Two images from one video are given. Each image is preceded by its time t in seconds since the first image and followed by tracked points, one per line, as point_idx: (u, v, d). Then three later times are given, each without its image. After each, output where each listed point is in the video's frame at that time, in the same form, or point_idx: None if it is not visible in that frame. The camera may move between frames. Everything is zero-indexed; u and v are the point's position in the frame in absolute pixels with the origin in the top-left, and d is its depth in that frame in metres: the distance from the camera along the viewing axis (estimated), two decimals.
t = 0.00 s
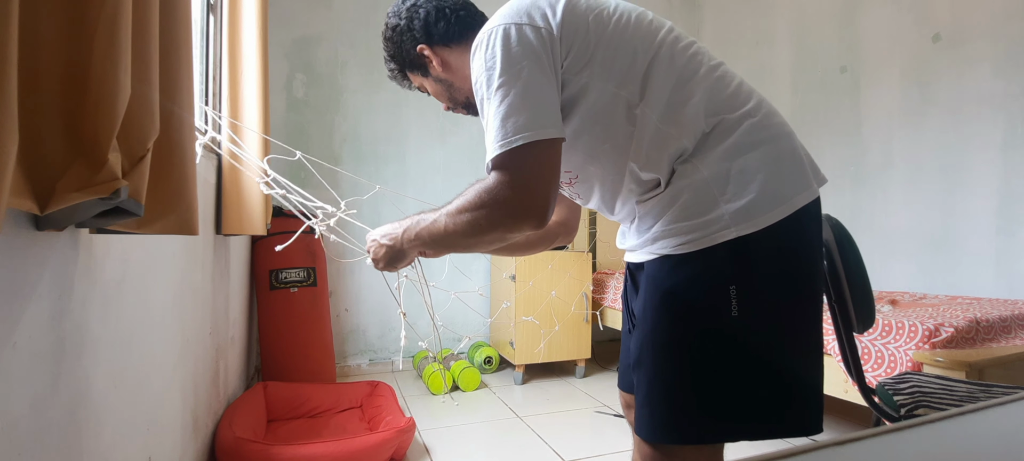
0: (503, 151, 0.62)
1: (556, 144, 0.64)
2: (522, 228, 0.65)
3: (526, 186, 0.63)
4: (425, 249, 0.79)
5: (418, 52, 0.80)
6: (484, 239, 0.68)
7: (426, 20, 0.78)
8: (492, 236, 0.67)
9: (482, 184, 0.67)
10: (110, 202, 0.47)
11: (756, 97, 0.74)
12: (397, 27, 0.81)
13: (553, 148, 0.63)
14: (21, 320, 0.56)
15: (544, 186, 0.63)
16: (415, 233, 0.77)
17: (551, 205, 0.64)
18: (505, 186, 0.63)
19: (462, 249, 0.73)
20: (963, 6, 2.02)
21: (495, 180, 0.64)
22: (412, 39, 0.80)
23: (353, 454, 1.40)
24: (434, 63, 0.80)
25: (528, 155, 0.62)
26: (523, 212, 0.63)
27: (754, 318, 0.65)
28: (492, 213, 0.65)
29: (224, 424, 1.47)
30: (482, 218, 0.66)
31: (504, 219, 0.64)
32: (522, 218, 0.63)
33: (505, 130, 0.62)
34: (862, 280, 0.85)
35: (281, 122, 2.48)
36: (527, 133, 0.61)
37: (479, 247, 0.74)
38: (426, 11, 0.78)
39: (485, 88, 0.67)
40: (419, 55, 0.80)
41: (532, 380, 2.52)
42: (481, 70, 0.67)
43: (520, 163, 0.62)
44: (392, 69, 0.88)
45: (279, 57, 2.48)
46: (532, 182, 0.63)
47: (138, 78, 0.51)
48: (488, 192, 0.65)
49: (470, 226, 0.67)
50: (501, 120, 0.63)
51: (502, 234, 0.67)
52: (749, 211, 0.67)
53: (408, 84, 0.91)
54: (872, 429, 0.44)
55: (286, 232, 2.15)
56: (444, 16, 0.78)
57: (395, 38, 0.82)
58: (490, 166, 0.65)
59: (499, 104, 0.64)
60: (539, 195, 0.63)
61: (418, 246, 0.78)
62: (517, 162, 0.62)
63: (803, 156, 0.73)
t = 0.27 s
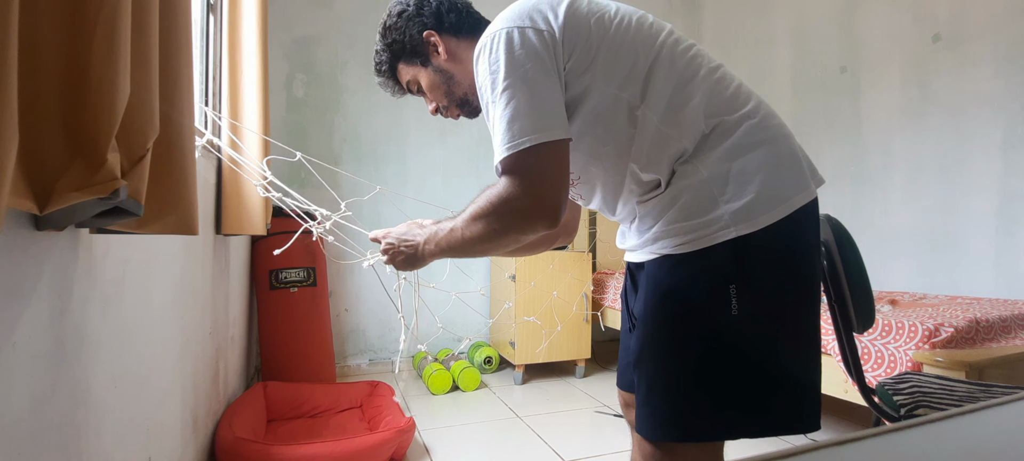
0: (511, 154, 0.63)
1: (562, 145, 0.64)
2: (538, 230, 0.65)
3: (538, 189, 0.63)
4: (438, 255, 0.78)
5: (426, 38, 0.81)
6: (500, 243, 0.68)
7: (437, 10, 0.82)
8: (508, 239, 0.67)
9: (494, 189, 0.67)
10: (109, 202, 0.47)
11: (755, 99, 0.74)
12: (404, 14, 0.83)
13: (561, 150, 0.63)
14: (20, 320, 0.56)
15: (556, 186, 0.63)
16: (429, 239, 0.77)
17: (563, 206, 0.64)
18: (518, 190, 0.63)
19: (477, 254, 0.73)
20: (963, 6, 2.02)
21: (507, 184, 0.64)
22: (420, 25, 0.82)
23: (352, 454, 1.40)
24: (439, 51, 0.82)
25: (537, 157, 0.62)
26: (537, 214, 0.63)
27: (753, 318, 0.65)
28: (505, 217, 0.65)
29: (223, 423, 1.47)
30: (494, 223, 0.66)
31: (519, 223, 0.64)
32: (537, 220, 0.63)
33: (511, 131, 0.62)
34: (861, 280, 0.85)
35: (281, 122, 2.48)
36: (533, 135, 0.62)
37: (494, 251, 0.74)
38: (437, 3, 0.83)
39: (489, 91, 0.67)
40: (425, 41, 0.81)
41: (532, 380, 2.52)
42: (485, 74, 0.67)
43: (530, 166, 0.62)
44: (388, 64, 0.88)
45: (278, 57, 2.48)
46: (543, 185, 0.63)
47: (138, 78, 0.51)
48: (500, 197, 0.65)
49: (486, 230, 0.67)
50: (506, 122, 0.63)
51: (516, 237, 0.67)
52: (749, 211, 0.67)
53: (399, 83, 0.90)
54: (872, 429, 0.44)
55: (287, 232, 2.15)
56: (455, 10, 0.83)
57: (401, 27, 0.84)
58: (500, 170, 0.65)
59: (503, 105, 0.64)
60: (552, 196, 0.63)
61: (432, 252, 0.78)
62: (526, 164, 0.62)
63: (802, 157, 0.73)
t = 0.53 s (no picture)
0: (513, 156, 0.63)
1: (563, 147, 0.64)
2: (540, 232, 0.65)
3: (541, 191, 0.63)
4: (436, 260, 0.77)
5: (427, 38, 0.81)
6: (502, 246, 0.68)
7: (439, 10, 0.83)
8: (510, 242, 0.67)
9: (497, 193, 0.66)
10: (109, 202, 0.47)
11: (755, 100, 0.74)
12: (405, 14, 0.84)
13: (561, 152, 0.63)
14: (21, 320, 0.57)
15: (559, 189, 0.63)
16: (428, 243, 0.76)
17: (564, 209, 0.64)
18: (521, 193, 0.63)
19: (479, 259, 0.73)
20: (962, 6, 2.02)
21: (509, 188, 0.64)
22: (421, 25, 0.82)
23: (353, 454, 1.40)
24: (441, 50, 0.82)
25: (540, 160, 0.62)
26: (540, 216, 0.63)
27: (754, 318, 0.65)
28: (507, 220, 0.64)
29: (223, 423, 1.47)
30: (496, 226, 0.66)
31: (522, 225, 0.64)
32: (540, 222, 0.63)
33: (512, 134, 0.63)
34: (862, 280, 0.85)
35: (281, 122, 2.48)
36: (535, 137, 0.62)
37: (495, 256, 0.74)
38: (439, 3, 0.83)
39: (491, 93, 0.67)
40: (426, 40, 0.81)
41: (532, 380, 2.52)
42: (487, 76, 0.67)
43: (532, 168, 0.63)
44: (387, 65, 0.88)
45: (278, 57, 2.48)
46: (545, 187, 0.63)
47: (137, 79, 0.51)
48: (503, 200, 0.65)
49: (488, 234, 0.67)
50: (508, 124, 0.63)
51: (518, 240, 0.67)
52: (749, 212, 0.66)
53: (399, 84, 0.91)
54: (871, 429, 0.43)
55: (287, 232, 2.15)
56: (457, 10, 0.84)
57: (402, 27, 0.84)
58: (502, 172, 0.65)
59: (505, 108, 0.64)
60: (554, 199, 0.63)
61: (430, 256, 0.77)
62: (528, 166, 0.63)
63: (802, 158, 0.73)
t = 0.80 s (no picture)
0: (513, 156, 0.63)
1: (564, 147, 0.64)
2: (539, 232, 0.65)
3: (539, 189, 0.63)
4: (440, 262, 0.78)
5: (430, 39, 0.82)
6: (502, 245, 0.68)
7: (441, 12, 0.83)
8: (510, 242, 0.67)
9: (496, 192, 0.66)
10: (109, 202, 0.47)
11: (757, 100, 0.74)
12: (407, 15, 0.84)
13: (562, 152, 0.63)
14: (21, 320, 0.57)
15: (557, 186, 0.63)
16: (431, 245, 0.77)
17: (563, 209, 0.64)
18: (519, 192, 0.63)
19: (478, 258, 0.73)
20: (962, 6, 2.02)
21: (508, 187, 0.64)
22: (423, 26, 0.82)
23: (353, 454, 1.40)
24: (444, 51, 0.82)
25: (538, 159, 0.62)
26: (537, 215, 0.63)
27: (756, 318, 0.65)
28: (506, 220, 0.64)
29: (223, 423, 1.47)
30: (495, 226, 0.66)
31: (520, 224, 0.64)
32: (538, 221, 0.63)
33: (512, 134, 0.63)
34: (863, 281, 0.85)
35: (281, 122, 2.48)
36: (535, 137, 0.62)
37: (494, 255, 0.74)
38: (441, 5, 0.83)
39: (492, 94, 0.67)
40: (428, 41, 0.82)
41: (532, 380, 2.52)
42: (488, 76, 0.67)
43: (531, 168, 0.63)
44: (388, 67, 0.88)
45: (278, 57, 2.48)
46: (543, 187, 0.63)
47: (138, 79, 0.51)
48: (501, 200, 0.65)
49: (487, 233, 0.67)
50: (508, 124, 0.63)
51: (517, 239, 0.67)
52: (751, 212, 0.66)
53: (400, 86, 0.90)
54: (871, 429, 0.44)
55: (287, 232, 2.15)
56: (459, 11, 0.84)
57: (404, 29, 0.83)
58: (502, 172, 0.65)
59: (506, 108, 0.64)
60: (551, 197, 0.63)
61: (434, 258, 0.77)
62: (528, 166, 0.63)
63: (804, 158, 0.73)
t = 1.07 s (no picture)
0: (514, 157, 0.63)
1: (565, 148, 0.64)
2: (538, 233, 0.65)
3: (538, 190, 0.63)
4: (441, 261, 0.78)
5: (431, 39, 0.82)
6: (502, 245, 0.68)
7: (442, 12, 0.83)
8: (509, 242, 0.67)
9: (496, 193, 0.67)
10: (109, 202, 0.47)
11: (758, 100, 0.74)
12: (409, 15, 0.84)
13: (563, 153, 0.63)
14: (21, 319, 0.56)
15: (556, 188, 0.63)
16: (432, 244, 0.77)
17: (563, 210, 0.64)
18: (518, 193, 0.63)
19: (477, 259, 0.73)
20: (962, 6, 2.02)
21: (508, 188, 0.64)
22: (425, 26, 0.82)
23: (353, 454, 1.40)
24: (445, 51, 0.82)
25: (538, 160, 0.62)
26: (536, 216, 0.63)
27: (757, 319, 0.65)
28: (506, 220, 0.64)
29: (223, 423, 1.47)
30: (494, 227, 0.66)
31: (520, 224, 0.64)
32: (537, 222, 0.63)
33: (513, 135, 0.63)
34: (864, 281, 0.85)
35: (281, 122, 2.48)
36: (536, 138, 0.62)
37: (495, 256, 0.74)
38: (442, 5, 0.83)
39: (493, 95, 0.67)
40: (430, 42, 0.82)
41: (532, 380, 2.52)
42: (489, 77, 0.67)
43: (531, 169, 0.63)
44: (389, 68, 0.88)
45: (278, 57, 2.48)
46: (543, 188, 0.63)
47: (138, 79, 0.51)
48: (501, 200, 0.65)
49: (487, 233, 0.67)
50: (509, 125, 0.63)
51: (517, 240, 0.67)
52: (752, 213, 0.66)
53: (401, 87, 0.90)
54: (872, 429, 0.44)
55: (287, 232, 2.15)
56: (460, 11, 0.84)
57: (405, 29, 0.83)
58: (502, 173, 0.65)
59: (507, 109, 0.64)
60: (551, 198, 0.63)
61: (435, 257, 0.78)
62: (529, 166, 0.63)
63: (805, 159, 0.73)
